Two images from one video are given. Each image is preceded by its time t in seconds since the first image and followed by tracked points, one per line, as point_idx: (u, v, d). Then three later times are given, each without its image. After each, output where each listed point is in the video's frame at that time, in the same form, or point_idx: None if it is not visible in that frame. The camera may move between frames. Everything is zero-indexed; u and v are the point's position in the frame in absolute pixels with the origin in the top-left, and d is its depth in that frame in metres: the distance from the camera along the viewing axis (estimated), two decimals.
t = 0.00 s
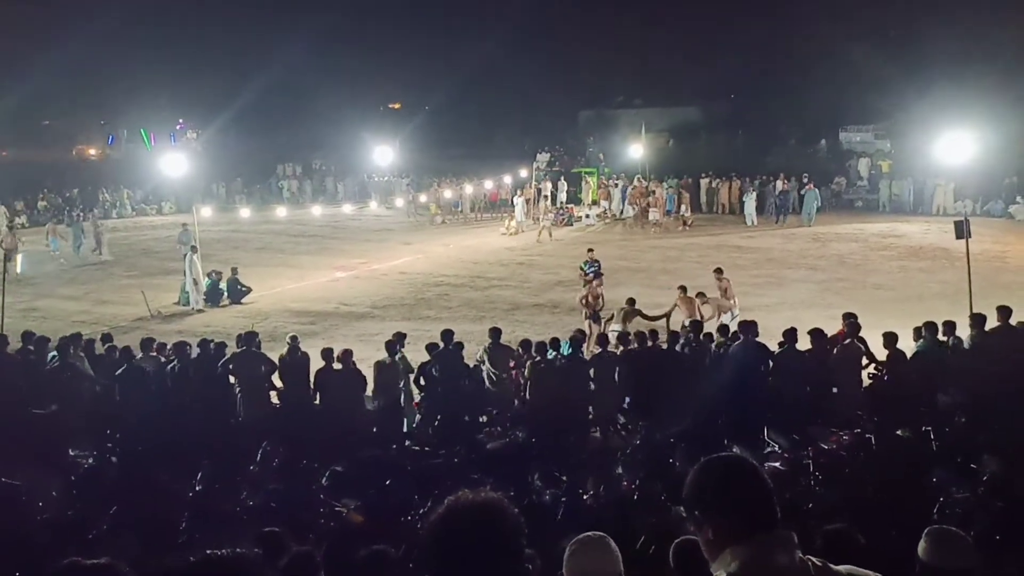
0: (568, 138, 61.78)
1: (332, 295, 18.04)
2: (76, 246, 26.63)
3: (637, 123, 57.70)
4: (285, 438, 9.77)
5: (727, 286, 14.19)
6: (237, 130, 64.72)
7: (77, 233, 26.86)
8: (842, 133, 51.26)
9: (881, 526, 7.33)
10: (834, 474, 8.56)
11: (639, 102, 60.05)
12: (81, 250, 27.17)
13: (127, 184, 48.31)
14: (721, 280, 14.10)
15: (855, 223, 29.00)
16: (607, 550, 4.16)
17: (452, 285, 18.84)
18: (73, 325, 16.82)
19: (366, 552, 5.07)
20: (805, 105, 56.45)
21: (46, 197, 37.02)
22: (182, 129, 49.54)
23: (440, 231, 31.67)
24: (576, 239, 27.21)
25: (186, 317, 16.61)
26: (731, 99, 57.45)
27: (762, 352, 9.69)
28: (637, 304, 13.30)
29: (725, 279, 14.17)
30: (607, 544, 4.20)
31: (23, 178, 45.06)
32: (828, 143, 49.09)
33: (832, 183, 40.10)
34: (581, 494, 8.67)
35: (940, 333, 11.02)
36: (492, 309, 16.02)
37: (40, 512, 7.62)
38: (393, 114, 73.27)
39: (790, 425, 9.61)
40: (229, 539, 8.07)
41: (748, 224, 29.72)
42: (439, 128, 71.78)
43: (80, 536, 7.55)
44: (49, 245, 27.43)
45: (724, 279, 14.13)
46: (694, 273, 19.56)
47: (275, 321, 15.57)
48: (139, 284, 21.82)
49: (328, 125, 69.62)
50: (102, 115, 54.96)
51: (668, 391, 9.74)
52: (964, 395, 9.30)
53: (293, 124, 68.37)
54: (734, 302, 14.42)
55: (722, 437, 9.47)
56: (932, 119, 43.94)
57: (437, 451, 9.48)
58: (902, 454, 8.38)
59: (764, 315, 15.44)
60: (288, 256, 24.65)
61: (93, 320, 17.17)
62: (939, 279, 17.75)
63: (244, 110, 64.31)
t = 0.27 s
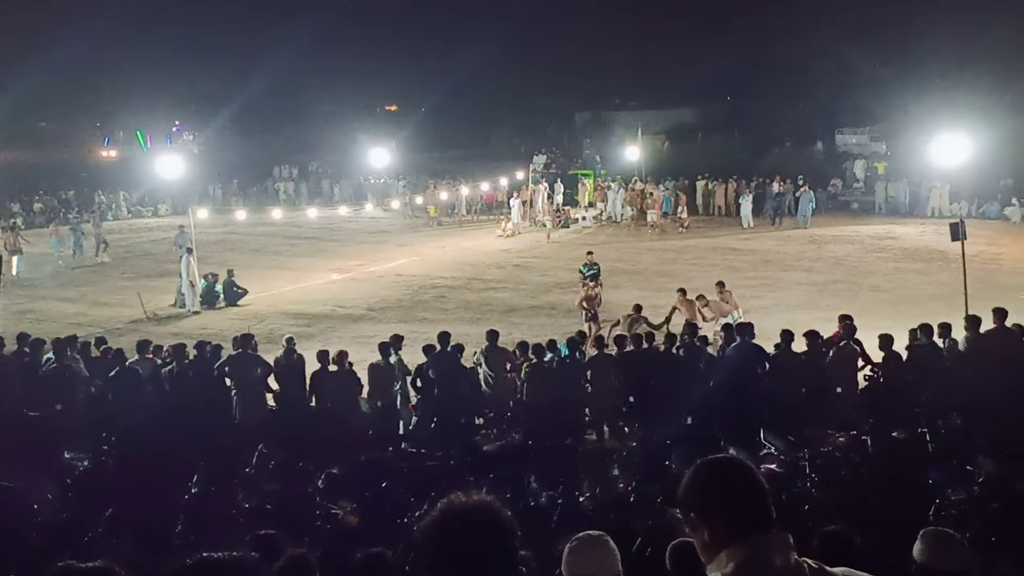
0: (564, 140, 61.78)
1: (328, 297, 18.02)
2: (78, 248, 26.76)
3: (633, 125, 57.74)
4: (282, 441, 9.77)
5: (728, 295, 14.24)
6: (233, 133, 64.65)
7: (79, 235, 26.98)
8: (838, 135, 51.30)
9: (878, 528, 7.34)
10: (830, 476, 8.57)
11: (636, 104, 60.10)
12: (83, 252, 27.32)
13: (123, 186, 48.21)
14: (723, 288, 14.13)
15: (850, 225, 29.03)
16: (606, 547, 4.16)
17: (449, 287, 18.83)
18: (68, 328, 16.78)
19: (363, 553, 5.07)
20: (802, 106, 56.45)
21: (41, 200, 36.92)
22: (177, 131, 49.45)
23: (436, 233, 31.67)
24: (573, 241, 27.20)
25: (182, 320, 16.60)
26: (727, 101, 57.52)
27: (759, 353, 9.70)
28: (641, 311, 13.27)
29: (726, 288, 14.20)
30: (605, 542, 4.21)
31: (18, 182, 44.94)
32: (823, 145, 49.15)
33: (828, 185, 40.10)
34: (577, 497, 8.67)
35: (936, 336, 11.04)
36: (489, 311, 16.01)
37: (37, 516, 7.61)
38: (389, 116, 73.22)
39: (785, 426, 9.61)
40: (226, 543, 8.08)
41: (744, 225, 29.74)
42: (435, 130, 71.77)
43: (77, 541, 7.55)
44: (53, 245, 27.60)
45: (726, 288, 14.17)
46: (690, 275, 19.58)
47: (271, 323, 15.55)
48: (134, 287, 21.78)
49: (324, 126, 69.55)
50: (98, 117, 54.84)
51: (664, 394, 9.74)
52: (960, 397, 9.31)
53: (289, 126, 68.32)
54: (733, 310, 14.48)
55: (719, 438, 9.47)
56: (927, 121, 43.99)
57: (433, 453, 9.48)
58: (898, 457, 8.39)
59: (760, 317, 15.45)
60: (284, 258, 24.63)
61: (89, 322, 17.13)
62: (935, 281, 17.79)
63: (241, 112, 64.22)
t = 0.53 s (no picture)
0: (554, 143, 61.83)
1: (317, 300, 17.96)
2: (72, 249, 26.82)
3: (622, 127, 57.84)
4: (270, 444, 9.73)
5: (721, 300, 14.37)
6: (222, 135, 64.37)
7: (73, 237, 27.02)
8: (826, 139, 51.49)
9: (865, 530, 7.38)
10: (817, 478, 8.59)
11: (625, 107, 60.21)
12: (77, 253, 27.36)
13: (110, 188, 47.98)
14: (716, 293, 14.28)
15: (838, 228, 29.14)
16: (597, 546, 4.16)
17: (438, 290, 18.81)
18: (55, 330, 16.69)
19: (351, 555, 5.05)
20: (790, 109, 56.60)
21: (28, 201, 36.71)
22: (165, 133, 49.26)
23: (426, 235, 31.60)
24: (562, 244, 27.23)
25: (170, 322, 16.53)
26: (716, 104, 57.67)
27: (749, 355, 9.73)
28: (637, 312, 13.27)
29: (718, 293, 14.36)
30: (595, 539, 4.20)
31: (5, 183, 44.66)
32: (811, 148, 49.26)
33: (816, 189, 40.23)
34: (566, 499, 8.68)
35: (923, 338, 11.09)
36: (478, 313, 16.00)
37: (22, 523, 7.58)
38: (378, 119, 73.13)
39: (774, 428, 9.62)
40: (214, 549, 8.08)
41: (732, 228, 29.80)
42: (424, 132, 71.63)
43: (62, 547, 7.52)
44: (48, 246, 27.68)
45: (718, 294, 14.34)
46: (679, 277, 19.62)
47: (259, 325, 15.50)
48: (122, 289, 21.68)
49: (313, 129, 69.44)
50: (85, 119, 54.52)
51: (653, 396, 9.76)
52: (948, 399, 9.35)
53: (279, 129, 68.16)
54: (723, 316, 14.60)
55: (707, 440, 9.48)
56: (914, 124, 44.21)
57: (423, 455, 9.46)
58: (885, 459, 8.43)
59: (748, 320, 15.50)
60: (272, 260, 24.56)
61: (75, 325, 17.04)
62: (922, 284, 17.88)
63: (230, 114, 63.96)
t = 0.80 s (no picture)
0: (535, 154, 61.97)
1: (297, 311, 17.89)
2: (57, 260, 26.80)
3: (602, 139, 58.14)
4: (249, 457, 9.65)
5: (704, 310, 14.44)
6: (202, 146, 64.06)
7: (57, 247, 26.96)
8: (804, 151, 51.93)
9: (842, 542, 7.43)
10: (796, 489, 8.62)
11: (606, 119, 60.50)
12: (62, 263, 27.32)
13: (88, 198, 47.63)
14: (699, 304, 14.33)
15: (816, 239, 29.36)
16: (582, 551, 4.26)
17: (418, 300, 18.78)
18: (30, 341, 16.51)
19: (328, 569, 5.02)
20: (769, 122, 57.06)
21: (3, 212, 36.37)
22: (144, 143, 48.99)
23: (406, 246, 31.59)
24: (542, 255, 27.27)
25: (147, 333, 16.40)
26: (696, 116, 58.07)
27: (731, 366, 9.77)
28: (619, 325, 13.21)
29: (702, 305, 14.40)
30: (581, 546, 4.30)
31: None
32: (790, 160, 49.69)
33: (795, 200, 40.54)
34: (547, 511, 8.68)
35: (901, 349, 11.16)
36: (458, 324, 15.98)
37: None
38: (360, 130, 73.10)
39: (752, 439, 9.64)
40: (190, 567, 8.01)
41: (712, 239, 29.98)
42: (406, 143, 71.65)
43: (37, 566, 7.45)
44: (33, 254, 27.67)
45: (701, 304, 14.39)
46: (659, 288, 19.68)
47: (238, 336, 15.40)
48: (99, 300, 21.51)
49: (294, 140, 69.29)
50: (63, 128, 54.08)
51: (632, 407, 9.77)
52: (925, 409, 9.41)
53: (260, 139, 67.99)
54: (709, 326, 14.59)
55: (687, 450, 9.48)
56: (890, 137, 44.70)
57: (402, 467, 9.43)
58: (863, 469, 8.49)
59: (727, 331, 15.56)
60: (251, 271, 24.45)
61: (52, 336, 16.88)
62: (899, 295, 18.03)
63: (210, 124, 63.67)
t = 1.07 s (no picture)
0: (517, 155, 62.11)
1: (278, 314, 17.81)
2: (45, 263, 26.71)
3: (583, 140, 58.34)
4: (230, 461, 9.58)
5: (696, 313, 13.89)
6: (182, 148, 63.64)
7: (44, 251, 26.90)
8: (784, 150, 52.28)
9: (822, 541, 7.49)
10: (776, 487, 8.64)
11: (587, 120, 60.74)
12: (49, 267, 27.22)
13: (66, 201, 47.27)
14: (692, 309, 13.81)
15: (795, 239, 29.56)
16: (571, 548, 4.38)
17: (400, 302, 18.76)
18: (9, 346, 16.37)
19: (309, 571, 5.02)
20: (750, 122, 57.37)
21: None
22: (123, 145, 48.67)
23: (388, 248, 31.53)
24: (524, 256, 27.31)
25: (127, 337, 16.30)
26: (677, 117, 58.32)
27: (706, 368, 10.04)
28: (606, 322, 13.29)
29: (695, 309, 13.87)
30: (570, 545, 4.42)
31: None
32: (770, 160, 49.97)
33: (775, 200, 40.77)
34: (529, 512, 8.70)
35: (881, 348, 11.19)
36: (440, 325, 15.98)
37: None
38: (341, 132, 73.05)
39: (733, 439, 9.65)
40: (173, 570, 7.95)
41: (693, 239, 30.09)
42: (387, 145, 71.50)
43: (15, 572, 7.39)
44: (22, 256, 27.57)
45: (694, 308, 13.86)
46: (640, 288, 19.76)
47: (219, 339, 15.32)
48: (78, 304, 21.34)
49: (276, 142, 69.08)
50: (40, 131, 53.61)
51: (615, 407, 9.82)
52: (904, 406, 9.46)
53: (241, 143, 67.77)
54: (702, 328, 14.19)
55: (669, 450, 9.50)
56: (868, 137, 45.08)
57: (384, 469, 9.38)
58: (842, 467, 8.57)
59: (708, 330, 15.63)
60: (232, 273, 24.34)
61: (30, 340, 16.74)
62: (878, 293, 18.18)
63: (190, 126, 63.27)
